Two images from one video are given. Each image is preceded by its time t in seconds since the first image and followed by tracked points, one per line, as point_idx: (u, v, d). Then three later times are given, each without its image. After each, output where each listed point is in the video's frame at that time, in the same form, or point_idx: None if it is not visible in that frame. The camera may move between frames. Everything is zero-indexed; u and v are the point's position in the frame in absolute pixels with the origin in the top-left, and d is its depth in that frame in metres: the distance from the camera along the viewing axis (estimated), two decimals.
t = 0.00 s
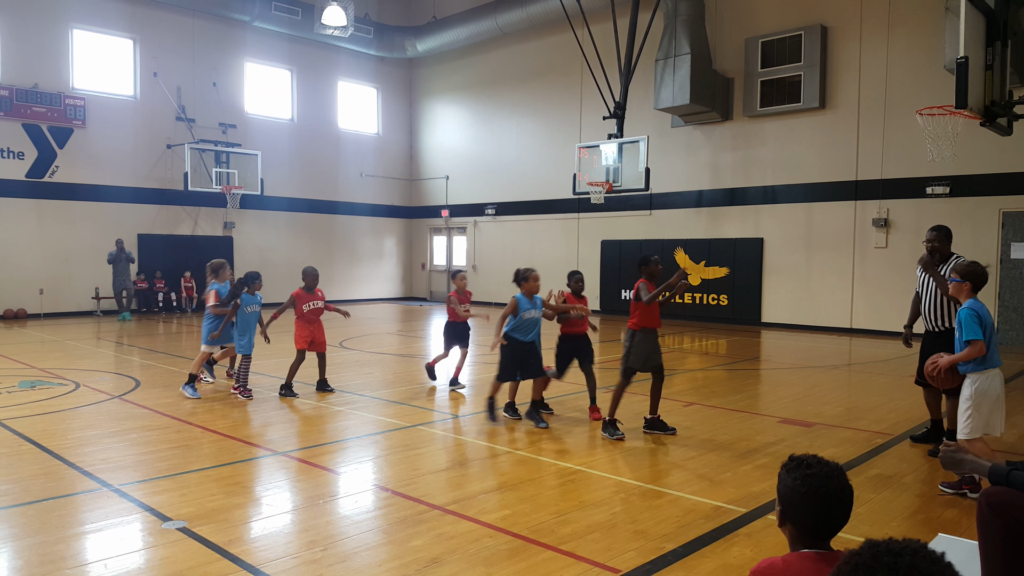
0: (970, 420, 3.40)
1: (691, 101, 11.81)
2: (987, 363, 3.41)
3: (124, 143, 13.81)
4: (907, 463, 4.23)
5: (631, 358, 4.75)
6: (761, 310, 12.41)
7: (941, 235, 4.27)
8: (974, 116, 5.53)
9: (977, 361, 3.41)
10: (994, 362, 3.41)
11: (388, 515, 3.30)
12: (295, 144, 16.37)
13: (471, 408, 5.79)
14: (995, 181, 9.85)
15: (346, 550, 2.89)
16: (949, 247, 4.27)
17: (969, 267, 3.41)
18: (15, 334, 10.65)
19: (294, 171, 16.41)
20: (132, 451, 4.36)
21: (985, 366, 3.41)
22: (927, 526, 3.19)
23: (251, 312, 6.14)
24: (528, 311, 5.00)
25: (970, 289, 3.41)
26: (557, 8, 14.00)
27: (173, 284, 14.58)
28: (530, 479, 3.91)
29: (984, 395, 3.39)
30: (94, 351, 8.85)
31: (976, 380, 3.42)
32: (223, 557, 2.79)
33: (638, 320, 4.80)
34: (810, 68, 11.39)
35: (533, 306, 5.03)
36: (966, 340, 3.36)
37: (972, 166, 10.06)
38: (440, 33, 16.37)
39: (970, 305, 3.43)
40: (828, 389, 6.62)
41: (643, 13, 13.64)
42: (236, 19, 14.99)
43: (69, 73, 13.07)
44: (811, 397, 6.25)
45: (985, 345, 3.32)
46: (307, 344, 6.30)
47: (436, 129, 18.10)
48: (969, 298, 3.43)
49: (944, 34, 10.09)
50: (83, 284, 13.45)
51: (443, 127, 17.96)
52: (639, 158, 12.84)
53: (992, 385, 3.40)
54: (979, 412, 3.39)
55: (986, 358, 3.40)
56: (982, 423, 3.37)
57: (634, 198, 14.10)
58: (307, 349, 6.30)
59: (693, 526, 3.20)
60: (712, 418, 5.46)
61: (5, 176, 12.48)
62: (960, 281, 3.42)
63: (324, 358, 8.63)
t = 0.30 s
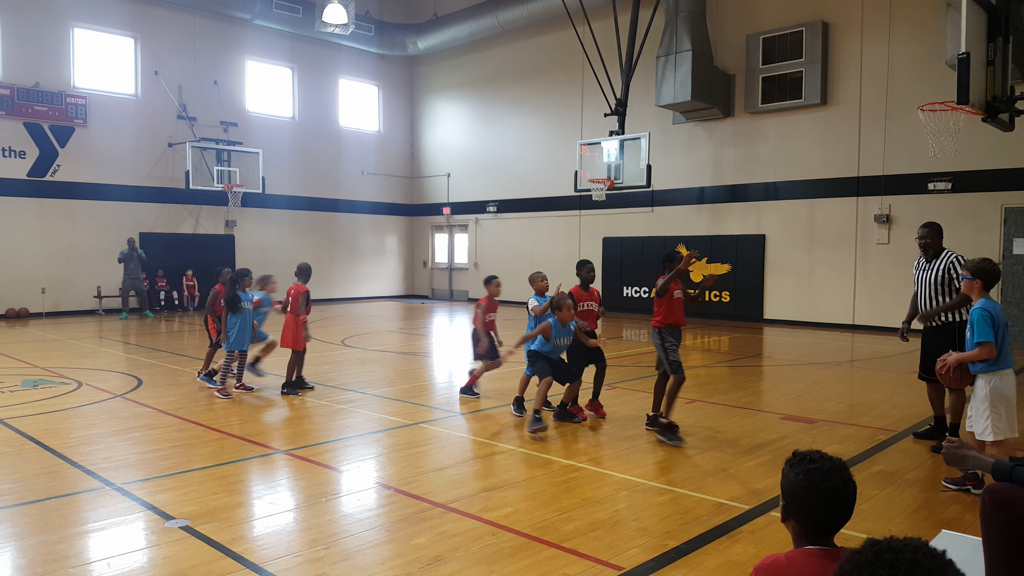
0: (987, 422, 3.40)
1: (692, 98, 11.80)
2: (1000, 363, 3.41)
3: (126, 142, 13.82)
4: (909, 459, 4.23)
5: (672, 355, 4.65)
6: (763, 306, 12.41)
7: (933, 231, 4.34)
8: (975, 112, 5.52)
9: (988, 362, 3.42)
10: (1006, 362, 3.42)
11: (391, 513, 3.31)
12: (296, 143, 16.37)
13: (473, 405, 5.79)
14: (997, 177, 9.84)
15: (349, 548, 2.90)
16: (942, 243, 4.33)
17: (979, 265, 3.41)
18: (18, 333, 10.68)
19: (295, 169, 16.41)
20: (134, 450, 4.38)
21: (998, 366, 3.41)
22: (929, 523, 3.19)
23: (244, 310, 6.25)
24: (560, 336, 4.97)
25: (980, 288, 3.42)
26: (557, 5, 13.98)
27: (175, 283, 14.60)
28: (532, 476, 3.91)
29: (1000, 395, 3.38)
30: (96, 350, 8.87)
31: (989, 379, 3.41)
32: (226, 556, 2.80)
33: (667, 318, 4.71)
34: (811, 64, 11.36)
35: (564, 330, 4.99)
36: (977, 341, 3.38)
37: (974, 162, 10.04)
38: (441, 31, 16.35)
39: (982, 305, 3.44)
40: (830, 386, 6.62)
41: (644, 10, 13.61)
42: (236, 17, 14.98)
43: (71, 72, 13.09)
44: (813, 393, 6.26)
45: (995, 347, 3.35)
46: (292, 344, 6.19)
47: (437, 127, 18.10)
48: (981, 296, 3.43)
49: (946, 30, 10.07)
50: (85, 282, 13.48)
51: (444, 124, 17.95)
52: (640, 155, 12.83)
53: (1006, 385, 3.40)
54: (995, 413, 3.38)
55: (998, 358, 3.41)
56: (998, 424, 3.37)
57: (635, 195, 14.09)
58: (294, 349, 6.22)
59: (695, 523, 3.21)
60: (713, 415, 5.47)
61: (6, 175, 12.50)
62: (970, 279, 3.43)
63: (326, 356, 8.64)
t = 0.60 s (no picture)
0: (988, 421, 3.41)
1: (693, 96, 11.79)
2: (1001, 363, 3.40)
3: (127, 142, 13.83)
4: (912, 458, 4.22)
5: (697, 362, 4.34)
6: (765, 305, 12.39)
7: (931, 228, 4.33)
8: (977, 110, 5.52)
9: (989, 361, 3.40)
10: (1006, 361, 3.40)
11: (393, 512, 3.31)
12: (297, 142, 16.38)
13: (475, 404, 5.79)
14: (999, 175, 9.81)
15: (352, 547, 2.91)
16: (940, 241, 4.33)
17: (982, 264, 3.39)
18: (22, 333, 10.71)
19: (296, 169, 16.42)
20: (137, 449, 4.39)
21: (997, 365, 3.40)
22: (932, 521, 3.19)
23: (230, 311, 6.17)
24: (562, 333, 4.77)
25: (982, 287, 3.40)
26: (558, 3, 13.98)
27: (177, 283, 14.61)
28: (534, 475, 3.91)
29: (1000, 394, 3.39)
30: (99, 350, 8.89)
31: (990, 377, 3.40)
32: (228, 555, 2.81)
33: (692, 322, 4.38)
34: (812, 62, 11.35)
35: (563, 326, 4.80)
36: (978, 341, 3.36)
37: (976, 159, 10.02)
38: (443, 30, 16.34)
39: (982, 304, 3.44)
40: (833, 384, 6.62)
41: (645, 8, 13.61)
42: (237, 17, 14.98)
43: (73, 72, 13.10)
44: (815, 392, 6.25)
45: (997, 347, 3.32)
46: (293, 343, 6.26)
47: (438, 126, 18.10)
48: (983, 296, 3.42)
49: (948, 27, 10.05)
50: (87, 282, 13.50)
51: (446, 123, 17.96)
52: (641, 154, 12.83)
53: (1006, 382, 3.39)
54: (997, 413, 3.39)
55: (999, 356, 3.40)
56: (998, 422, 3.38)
57: (636, 193, 14.08)
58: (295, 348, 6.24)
59: (698, 522, 3.21)
60: (716, 413, 5.47)
61: (8, 175, 12.52)
62: (972, 278, 3.42)
63: (329, 355, 8.65)
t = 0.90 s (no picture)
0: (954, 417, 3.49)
1: (694, 97, 11.81)
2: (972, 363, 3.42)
3: (130, 142, 13.88)
4: (911, 456, 4.25)
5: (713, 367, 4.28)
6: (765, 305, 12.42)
7: (930, 228, 4.34)
8: (977, 111, 5.54)
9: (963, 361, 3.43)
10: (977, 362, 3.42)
11: (394, 510, 3.35)
12: (300, 142, 16.43)
13: (476, 403, 5.83)
14: (999, 175, 9.83)
15: (353, 544, 2.94)
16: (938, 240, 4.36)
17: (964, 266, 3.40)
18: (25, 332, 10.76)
19: (298, 168, 16.46)
20: (140, 447, 4.43)
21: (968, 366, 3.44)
22: (928, 519, 3.22)
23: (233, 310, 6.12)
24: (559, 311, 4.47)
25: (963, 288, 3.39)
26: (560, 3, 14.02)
27: (180, 282, 14.66)
28: (534, 473, 3.95)
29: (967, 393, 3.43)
30: (102, 348, 8.95)
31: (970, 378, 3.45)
32: (232, 553, 2.84)
33: (720, 322, 4.29)
34: (813, 63, 11.37)
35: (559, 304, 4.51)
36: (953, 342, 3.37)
37: (976, 160, 10.04)
38: (445, 30, 16.37)
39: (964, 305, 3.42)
40: (832, 383, 6.65)
41: (646, 9, 13.63)
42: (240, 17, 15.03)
43: (75, 72, 13.15)
44: (815, 391, 6.27)
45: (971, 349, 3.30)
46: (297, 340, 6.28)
47: (440, 126, 18.14)
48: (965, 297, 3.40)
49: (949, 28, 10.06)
50: (90, 281, 13.56)
51: (447, 123, 17.99)
52: (642, 154, 12.86)
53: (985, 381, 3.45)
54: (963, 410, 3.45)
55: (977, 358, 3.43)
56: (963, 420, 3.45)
57: (637, 193, 14.11)
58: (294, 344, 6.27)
59: (697, 520, 3.24)
60: (715, 412, 5.51)
61: (11, 174, 12.57)
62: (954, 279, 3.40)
63: (331, 354, 8.70)
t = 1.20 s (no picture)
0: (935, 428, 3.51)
1: (693, 96, 11.80)
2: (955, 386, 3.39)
3: (129, 142, 13.87)
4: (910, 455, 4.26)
5: (739, 362, 4.20)
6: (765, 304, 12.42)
7: (926, 228, 4.34)
8: (976, 109, 5.54)
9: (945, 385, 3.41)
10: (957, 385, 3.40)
11: (394, 510, 3.35)
12: (299, 142, 16.43)
13: (476, 402, 5.83)
14: (999, 174, 9.82)
15: (353, 544, 2.94)
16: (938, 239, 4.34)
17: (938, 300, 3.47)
18: (24, 332, 10.75)
19: (298, 168, 16.45)
20: (139, 447, 4.43)
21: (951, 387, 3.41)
22: (928, 518, 3.22)
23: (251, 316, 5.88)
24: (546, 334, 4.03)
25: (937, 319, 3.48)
26: (559, 3, 14.03)
27: (180, 282, 14.64)
28: (534, 472, 3.95)
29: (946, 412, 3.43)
30: (101, 348, 8.94)
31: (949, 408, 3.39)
32: (231, 552, 2.84)
33: (747, 317, 4.19)
34: (813, 62, 11.37)
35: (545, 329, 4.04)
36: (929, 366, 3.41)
37: (975, 158, 10.04)
38: (444, 30, 16.36)
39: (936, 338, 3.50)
40: (832, 382, 6.66)
41: (646, 8, 13.64)
42: (239, 16, 15.02)
43: (74, 71, 13.14)
44: (815, 390, 6.27)
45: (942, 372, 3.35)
46: (287, 340, 6.35)
47: (440, 125, 18.13)
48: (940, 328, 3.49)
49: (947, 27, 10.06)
50: (89, 281, 13.55)
51: (447, 123, 17.98)
52: (642, 154, 12.86)
53: (969, 404, 3.39)
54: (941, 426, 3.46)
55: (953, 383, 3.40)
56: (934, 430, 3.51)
57: (637, 192, 14.11)
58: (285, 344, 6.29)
59: (697, 519, 3.24)
60: (716, 411, 5.50)
61: (10, 174, 12.56)
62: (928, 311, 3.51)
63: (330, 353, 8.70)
